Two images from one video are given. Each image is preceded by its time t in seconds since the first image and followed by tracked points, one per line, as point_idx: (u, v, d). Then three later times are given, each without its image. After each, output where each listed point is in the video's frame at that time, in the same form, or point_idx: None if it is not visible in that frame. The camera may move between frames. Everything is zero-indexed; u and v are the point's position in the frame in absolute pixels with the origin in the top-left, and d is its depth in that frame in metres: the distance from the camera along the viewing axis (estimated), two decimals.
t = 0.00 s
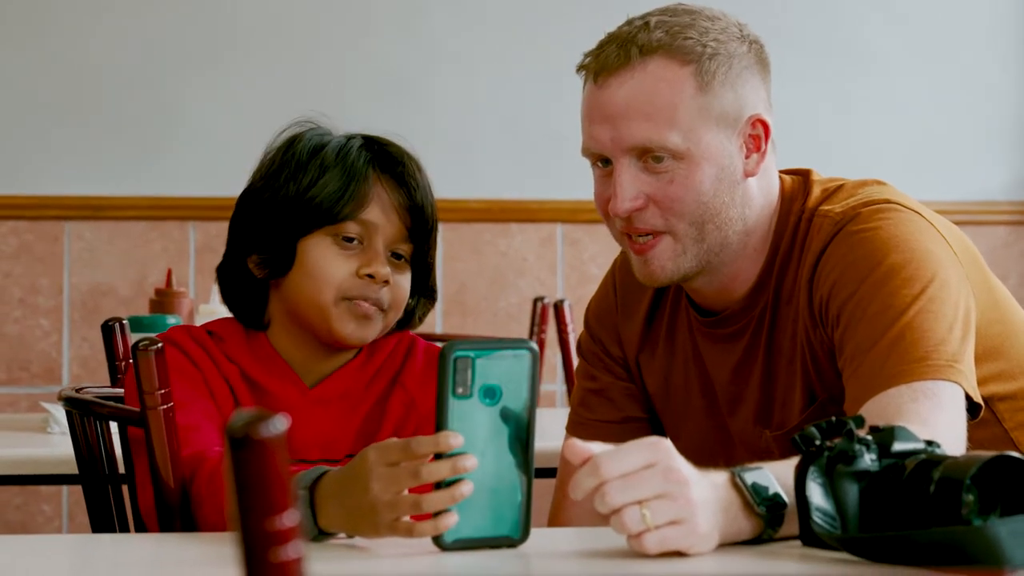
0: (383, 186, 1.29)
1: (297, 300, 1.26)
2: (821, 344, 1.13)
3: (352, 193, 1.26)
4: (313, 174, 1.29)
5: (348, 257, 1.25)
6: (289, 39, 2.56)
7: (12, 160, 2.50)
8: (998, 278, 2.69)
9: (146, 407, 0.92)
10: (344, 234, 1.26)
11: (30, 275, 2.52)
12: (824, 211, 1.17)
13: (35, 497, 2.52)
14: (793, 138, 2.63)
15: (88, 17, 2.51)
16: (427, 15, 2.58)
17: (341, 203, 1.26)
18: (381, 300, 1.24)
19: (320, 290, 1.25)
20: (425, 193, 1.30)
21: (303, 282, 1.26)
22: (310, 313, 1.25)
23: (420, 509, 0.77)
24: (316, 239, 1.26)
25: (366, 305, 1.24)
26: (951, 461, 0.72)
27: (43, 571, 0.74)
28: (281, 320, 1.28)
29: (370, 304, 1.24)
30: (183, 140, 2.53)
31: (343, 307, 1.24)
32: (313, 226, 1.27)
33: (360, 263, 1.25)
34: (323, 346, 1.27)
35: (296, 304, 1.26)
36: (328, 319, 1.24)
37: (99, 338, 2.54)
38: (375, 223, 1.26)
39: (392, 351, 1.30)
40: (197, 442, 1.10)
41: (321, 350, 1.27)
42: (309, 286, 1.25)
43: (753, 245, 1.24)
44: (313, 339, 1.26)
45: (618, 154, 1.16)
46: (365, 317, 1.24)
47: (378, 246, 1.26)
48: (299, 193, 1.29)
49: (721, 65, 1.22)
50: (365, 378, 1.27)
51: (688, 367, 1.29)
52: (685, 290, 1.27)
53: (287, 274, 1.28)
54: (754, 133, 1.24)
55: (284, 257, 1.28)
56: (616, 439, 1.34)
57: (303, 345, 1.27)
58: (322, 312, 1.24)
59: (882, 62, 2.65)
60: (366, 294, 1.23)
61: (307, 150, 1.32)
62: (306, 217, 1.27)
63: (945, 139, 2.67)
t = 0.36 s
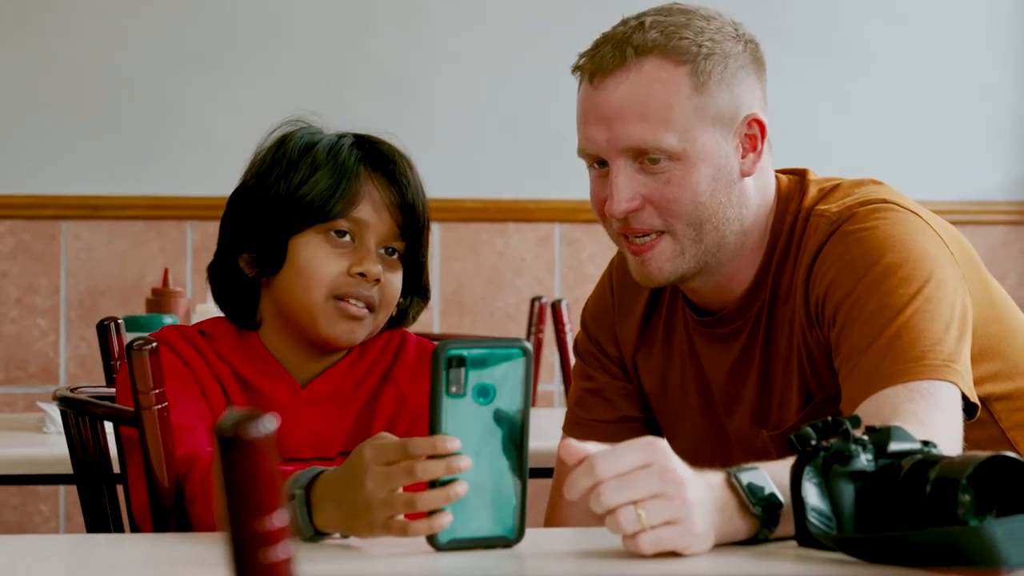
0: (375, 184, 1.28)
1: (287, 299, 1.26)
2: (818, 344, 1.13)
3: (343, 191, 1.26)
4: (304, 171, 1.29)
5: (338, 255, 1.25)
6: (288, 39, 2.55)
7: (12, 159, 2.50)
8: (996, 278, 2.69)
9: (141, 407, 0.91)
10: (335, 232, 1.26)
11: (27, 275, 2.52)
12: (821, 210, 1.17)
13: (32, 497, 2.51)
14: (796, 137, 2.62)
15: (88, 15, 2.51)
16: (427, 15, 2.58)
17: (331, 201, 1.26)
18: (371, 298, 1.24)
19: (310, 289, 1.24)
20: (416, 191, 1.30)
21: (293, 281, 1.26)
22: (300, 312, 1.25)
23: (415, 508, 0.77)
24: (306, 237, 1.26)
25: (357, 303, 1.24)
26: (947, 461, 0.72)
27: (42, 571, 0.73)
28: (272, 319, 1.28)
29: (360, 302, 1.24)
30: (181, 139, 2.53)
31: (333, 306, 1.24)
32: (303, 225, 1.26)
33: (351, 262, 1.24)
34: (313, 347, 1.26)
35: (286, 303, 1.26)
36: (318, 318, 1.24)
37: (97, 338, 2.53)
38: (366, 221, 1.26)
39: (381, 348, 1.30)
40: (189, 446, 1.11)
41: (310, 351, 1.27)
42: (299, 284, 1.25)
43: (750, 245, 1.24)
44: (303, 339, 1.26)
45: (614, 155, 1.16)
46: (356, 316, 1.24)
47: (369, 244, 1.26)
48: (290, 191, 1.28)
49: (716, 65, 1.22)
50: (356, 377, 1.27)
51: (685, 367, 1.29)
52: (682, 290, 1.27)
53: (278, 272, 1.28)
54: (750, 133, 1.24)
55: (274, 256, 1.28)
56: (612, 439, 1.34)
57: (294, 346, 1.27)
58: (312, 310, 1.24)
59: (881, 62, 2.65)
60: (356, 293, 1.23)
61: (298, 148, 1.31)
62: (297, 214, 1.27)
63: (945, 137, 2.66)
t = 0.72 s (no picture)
0: (371, 188, 1.28)
1: (283, 300, 1.26)
2: (816, 347, 1.13)
3: (339, 193, 1.26)
4: (300, 174, 1.29)
5: (334, 256, 1.25)
6: (289, 39, 2.55)
7: (11, 159, 2.49)
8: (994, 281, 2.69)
9: (138, 411, 0.91)
10: (332, 234, 1.26)
11: (25, 277, 2.51)
12: (820, 213, 1.17)
13: (29, 499, 2.51)
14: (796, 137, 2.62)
15: (87, 16, 2.51)
16: (427, 15, 2.58)
17: (327, 203, 1.26)
18: (370, 299, 1.24)
19: (306, 290, 1.24)
20: (413, 194, 1.30)
21: (289, 282, 1.26)
22: (297, 313, 1.24)
23: (412, 513, 0.77)
24: (303, 238, 1.26)
25: (355, 303, 1.23)
26: (945, 465, 0.72)
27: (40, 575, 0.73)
28: (268, 321, 1.28)
29: (358, 303, 1.23)
30: (180, 141, 2.53)
31: (331, 306, 1.23)
32: (301, 227, 1.26)
33: (346, 264, 1.24)
34: (310, 347, 1.26)
35: (282, 305, 1.26)
36: (316, 318, 1.23)
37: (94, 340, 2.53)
38: (363, 223, 1.26)
39: (378, 352, 1.29)
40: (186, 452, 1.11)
41: (305, 350, 1.26)
42: (294, 285, 1.25)
43: (742, 259, 1.23)
44: (301, 339, 1.26)
45: (607, 159, 1.17)
46: (355, 316, 1.23)
47: (366, 246, 1.26)
48: (285, 194, 1.28)
49: (724, 83, 1.21)
50: (352, 380, 1.26)
51: (684, 369, 1.28)
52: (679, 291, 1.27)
53: (274, 275, 1.28)
54: (751, 152, 1.23)
55: (271, 259, 1.28)
56: (612, 442, 1.34)
57: (290, 345, 1.27)
58: (309, 311, 1.24)
59: (881, 63, 2.65)
60: (353, 294, 1.23)
61: (295, 149, 1.31)
62: (294, 217, 1.27)
63: (943, 137, 2.66)
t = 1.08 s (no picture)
0: (374, 191, 1.29)
1: (285, 302, 1.26)
2: (822, 347, 1.13)
3: (343, 196, 1.27)
4: (304, 176, 1.29)
5: (336, 259, 1.25)
6: (290, 39, 2.56)
7: (12, 160, 2.50)
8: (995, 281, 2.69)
9: (142, 412, 0.91)
10: (335, 237, 1.26)
11: (28, 278, 2.52)
12: (827, 213, 1.17)
13: (32, 500, 2.51)
14: (797, 137, 2.62)
15: (88, 16, 2.51)
16: (428, 15, 2.58)
17: (332, 205, 1.26)
18: (372, 303, 1.24)
19: (308, 293, 1.24)
20: (416, 197, 1.30)
21: (291, 285, 1.26)
22: (299, 315, 1.25)
23: (416, 515, 0.77)
24: (306, 241, 1.26)
25: (356, 306, 1.24)
26: (948, 467, 0.72)
27: None
28: (271, 323, 1.28)
29: (360, 306, 1.24)
30: (182, 142, 2.53)
31: (333, 309, 1.24)
32: (305, 229, 1.26)
33: (348, 267, 1.24)
34: (315, 348, 1.26)
35: (285, 308, 1.26)
36: (318, 320, 1.24)
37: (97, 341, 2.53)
38: (366, 227, 1.27)
39: (381, 354, 1.30)
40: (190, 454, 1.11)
41: (309, 352, 1.27)
42: (296, 288, 1.25)
43: (756, 257, 1.23)
44: (305, 340, 1.26)
45: (621, 163, 1.16)
46: (355, 318, 1.24)
47: (368, 249, 1.26)
48: (289, 196, 1.29)
49: (737, 83, 1.21)
50: (356, 382, 1.27)
51: (691, 369, 1.28)
52: (689, 291, 1.27)
53: (276, 276, 1.28)
54: (765, 151, 1.23)
55: (274, 261, 1.28)
56: (616, 443, 1.34)
57: (294, 349, 1.27)
58: (311, 314, 1.24)
59: (881, 62, 2.65)
60: (355, 297, 1.24)
61: (300, 151, 1.32)
62: (298, 218, 1.27)
63: (944, 137, 2.67)
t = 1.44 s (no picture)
0: (368, 195, 1.29)
1: (278, 304, 1.26)
2: (818, 349, 1.13)
3: (336, 199, 1.27)
4: (300, 178, 1.30)
5: (329, 262, 1.25)
6: (289, 40, 2.56)
7: (11, 160, 2.50)
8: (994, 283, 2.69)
9: (141, 414, 0.92)
10: (328, 241, 1.26)
11: (28, 279, 2.52)
12: (824, 216, 1.17)
13: (31, 502, 2.52)
14: (796, 139, 2.63)
15: (89, 17, 2.52)
16: (428, 15, 2.59)
17: (326, 207, 1.26)
18: (363, 307, 1.24)
19: (299, 295, 1.25)
20: (411, 202, 1.31)
21: (284, 287, 1.26)
22: (290, 318, 1.25)
23: (414, 518, 0.77)
24: (298, 245, 1.27)
25: (346, 309, 1.24)
26: (943, 470, 0.73)
27: None
28: (266, 326, 1.28)
29: (351, 310, 1.24)
30: (181, 143, 2.54)
31: (324, 311, 1.24)
32: (301, 231, 1.27)
33: (340, 271, 1.25)
34: (306, 353, 1.27)
35: (278, 310, 1.26)
36: (309, 323, 1.24)
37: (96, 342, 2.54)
38: (359, 231, 1.27)
39: (379, 358, 1.30)
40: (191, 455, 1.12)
41: (302, 356, 1.27)
42: (286, 290, 1.26)
43: (754, 258, 1.23)
44: (297, 343, 1.26)
45: (620, 162, 1.17)
46: (345, 322, 1.24)
47: (361, 253, 1.26)
48: (284, 198, 1.29)
49: (736, 84, 1.21)
50: (353, 385, 1.27)
51: (689, 370, 1.28)
52: (686, 292, 1.27)
53: (270, 278, 1.29)
54: (762, 153, 1.23)
55: (267, 263, 1.29)
56: (614, 445, 1.34)
57: (287, 352, 1.27)
58: (302, 315, 1.24)
59: (881, 63, 2.66)
60: (346, 301, 1.24)
61: (297, 153, 1.33)
62: (293, 219, 1.27)
63: (944, 137, 2.67)
